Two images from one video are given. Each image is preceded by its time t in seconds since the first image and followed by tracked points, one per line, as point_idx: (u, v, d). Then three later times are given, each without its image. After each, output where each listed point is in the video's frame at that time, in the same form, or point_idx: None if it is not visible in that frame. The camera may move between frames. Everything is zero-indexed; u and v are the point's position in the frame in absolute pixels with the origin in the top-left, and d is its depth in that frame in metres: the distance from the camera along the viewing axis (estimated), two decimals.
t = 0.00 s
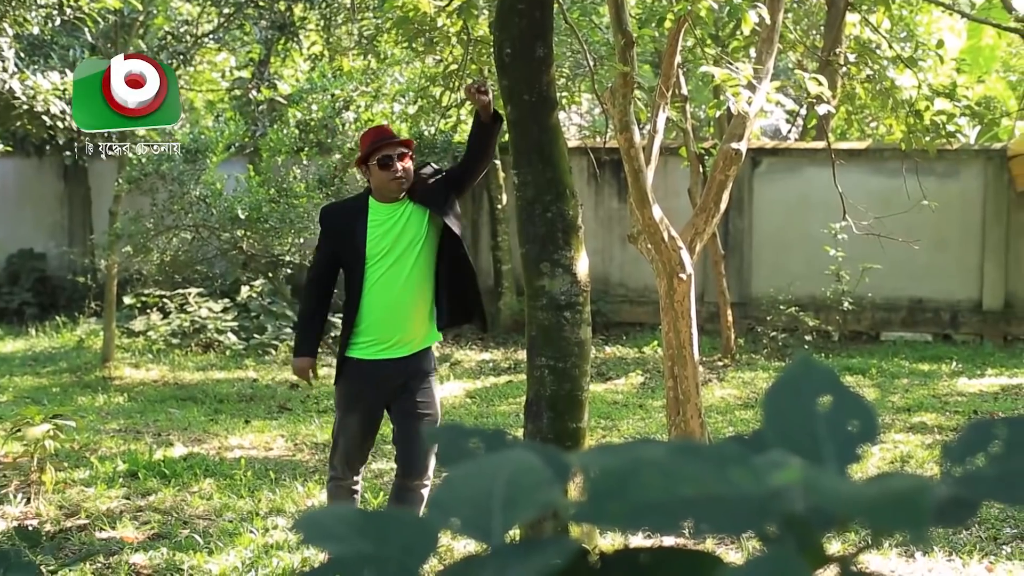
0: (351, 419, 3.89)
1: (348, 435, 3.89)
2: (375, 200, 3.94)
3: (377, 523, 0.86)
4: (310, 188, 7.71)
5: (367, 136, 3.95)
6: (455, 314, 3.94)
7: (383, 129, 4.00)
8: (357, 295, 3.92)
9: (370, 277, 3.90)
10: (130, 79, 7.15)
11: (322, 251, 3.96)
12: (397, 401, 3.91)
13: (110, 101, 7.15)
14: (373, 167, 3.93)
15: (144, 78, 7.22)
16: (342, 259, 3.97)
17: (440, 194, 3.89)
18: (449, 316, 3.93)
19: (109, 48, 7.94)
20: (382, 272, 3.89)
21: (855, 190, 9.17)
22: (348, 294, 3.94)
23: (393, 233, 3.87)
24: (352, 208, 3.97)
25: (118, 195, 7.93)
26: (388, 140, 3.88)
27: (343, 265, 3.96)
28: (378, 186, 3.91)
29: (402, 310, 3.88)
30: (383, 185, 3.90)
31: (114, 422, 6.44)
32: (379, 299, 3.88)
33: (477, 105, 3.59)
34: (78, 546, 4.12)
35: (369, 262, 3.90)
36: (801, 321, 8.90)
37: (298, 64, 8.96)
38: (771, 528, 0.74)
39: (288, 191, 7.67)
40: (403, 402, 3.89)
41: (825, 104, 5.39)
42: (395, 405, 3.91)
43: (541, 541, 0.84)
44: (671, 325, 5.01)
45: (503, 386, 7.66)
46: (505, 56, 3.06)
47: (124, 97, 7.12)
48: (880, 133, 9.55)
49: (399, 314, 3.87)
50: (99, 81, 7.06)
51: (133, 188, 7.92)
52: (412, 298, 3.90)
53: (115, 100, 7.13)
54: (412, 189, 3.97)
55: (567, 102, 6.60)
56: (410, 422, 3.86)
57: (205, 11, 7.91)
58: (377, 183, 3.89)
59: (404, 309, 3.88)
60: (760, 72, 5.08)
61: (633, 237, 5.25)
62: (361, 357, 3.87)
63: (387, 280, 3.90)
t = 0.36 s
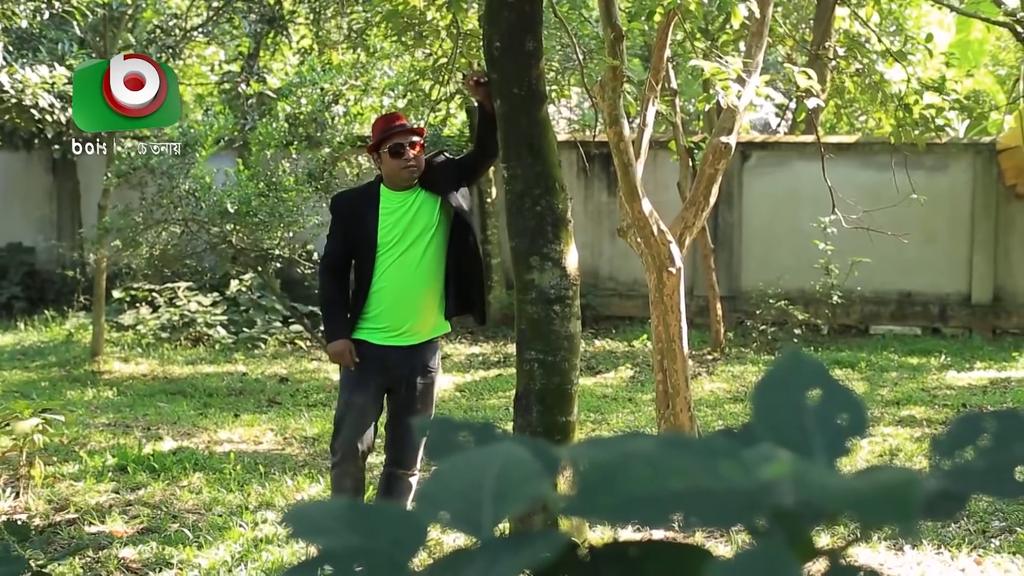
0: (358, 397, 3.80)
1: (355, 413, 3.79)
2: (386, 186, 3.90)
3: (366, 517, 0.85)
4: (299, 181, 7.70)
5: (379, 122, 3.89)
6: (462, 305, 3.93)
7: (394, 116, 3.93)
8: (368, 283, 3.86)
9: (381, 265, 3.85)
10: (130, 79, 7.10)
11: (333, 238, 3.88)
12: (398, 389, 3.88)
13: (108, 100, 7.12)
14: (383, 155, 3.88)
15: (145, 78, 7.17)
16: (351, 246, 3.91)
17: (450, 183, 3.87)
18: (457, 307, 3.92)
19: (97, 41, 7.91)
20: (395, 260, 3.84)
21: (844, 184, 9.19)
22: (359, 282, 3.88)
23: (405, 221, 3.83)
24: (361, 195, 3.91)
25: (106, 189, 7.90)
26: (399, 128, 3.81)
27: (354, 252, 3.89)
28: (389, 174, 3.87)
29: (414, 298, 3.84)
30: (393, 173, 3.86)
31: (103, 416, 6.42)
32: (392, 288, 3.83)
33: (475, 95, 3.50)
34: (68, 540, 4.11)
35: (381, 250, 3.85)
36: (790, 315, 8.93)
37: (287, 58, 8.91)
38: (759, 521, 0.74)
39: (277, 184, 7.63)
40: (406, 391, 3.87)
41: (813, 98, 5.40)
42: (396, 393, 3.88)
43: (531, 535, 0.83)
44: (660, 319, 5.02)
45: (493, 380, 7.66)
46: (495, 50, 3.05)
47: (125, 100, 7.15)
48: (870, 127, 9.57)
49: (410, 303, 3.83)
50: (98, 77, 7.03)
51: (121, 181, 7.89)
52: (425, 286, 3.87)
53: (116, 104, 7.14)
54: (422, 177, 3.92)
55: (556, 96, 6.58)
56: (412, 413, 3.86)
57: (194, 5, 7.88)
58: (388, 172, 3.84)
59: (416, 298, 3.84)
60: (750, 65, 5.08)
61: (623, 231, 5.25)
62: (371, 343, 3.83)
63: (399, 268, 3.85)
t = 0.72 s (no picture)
0: (359, 398, 3.75)
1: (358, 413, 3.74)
2: (382, 183, 3.88)
3: (354, 513, 0.85)
4: (287, 176, 7.67)
5: (374, 118, 3.84)
6: (461, 300, 3.95)
7: (390, 112, 3.88)
8: (365, 280, 3.83)
9: (380, 262, 3.82)
10: (129, 78, 7.46)
11: (328, 234, 3.83)
12: (395, 389, 3.91)
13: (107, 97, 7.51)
14: (378, 151, 3.83)
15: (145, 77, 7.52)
16: (346, 243, 3.86)
17: (449, 179, 3.85)
18: (458, 304, 3.94)
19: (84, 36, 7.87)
20: (394, 256, 3.81)
21: (833, 179, 9.21)
22: (356, 279, 3.84)
23: (403, 218, 3.81)
24: (356, 191, 3.87)
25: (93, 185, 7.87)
26: (396, 125, 3.78)
27: (349, 249, 3.85)
28: (385, 170, 3.83)
29: (414, 295, 3.83)
30: (389, 170, 3.81)
31: (92, 412, 6.40)
32: (392, 284, 3.81)
33: (464, 92, 3.51)
34: (55, 536, 4.09)
35: (380, 246, 3.82)
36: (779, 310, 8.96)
37: (275, 53, 8.87)
38: (746, 514, 0.74)
39: (265, 180, 7.62)
40: (402, 390, 3.90)
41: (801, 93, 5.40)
42: (393, 392, 3.90)
43: (518, 531, 0.83)
44: (648, 314, 5.01)
45: (481, 375, 7.66)
46: (483, 45, 3.04)
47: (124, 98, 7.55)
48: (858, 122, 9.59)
49: (411, 300, 3.83)
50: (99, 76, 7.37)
51: (108, 177, 7.85)
52: (423, 284, 3.86)
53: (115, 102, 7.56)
54: (418, 173, 3.90)
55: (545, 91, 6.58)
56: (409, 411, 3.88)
57: None
58: (383, 168, 3.80)
59: (416, 295, 3.83)
60: (738, 61, 5.08)
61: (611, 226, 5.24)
62: (369, 341, 3.81)
63: (399, 265, 3.83)
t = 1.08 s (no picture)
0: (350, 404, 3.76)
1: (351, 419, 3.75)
2: (367, 179, 3.85)
3: (343, 511, 0.85)
4: (277, 173, 7.77)
5: (359, 111, 3.80)
6: (445, 296, 3.97)
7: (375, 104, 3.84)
8: (355, 278, 3.79)
9: (369, 260, 3.80)
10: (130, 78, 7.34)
11: (316, 233, 3.74)
12: (387, 387, 3.90)
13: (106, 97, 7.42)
14: (362, 145, 3.81)
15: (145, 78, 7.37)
16: (333, 241, 3.79)
17: (436, 176, 3.86)
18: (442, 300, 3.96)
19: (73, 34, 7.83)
20: (384, 254, 3.80)
21: (823, 176, 9.23)
22: (343, 278, 3.79)
23: (391, 215, 3.81)
24: (340, 188, 3.82)
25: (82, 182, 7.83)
26: (381, 120, 3.74)
27: (337, 246, 3.80)
28: (370, 165, 3.81)
29: (403, 293, 3.84)
30: (374, 165, 3.79)
31: (81, 410, 6.37)
32: (381, 283, 3.81)
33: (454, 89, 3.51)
34: (45, 534, 4.08)
35: (370, 244, 3.79)
36: (768, 307, 8.98)
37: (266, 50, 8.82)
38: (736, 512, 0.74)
39: (256, 177, 7.68)
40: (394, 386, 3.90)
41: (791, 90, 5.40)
42: (386, 390, 3.90)
43: (508, 528, 0.83)
44: (639, 311, 5.02)
45: (471, 373, 7.65)
46: (473, 42, 3.03)
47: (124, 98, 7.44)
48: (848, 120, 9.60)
49: (400, 298, 3.83)
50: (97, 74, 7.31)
51: (98, 174, 7.82)
52: (411, 281, 3.87)
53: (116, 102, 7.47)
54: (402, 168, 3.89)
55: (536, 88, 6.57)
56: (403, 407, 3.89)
57: None
58: (368, 163, 3.78)
59: (404, 293, 3.84)
60: (728, 58, 5.08)
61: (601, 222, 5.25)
62: (358, 341, 3.79)
63: (387, 263, 3.82)
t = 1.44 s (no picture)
0: (338, 407, 3.80)
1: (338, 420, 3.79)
2: (349, 177, 3.85)
3: (335, 507, 0.85)
4: (267, 172, 7.61)
5: (335, 110, 3.81)
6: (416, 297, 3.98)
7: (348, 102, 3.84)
8: (343, 278, 3.79)
9: (355, 259, 3.79)
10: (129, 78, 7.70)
11: (303, 235, 3.74)
12: (381, 381, 3.86)
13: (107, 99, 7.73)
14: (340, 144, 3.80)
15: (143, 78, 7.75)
16: (319, 242, 3.79)
17: (422, 174, 3.87)
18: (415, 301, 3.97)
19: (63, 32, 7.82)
20: (370, 254, 3.79)
21: (814, 174, 9.25)
22: (330, 278, 3.80)
23: (376, 213, 3.80)
24: (324, 188, 3.82)
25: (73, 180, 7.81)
26: (357, 116, 3.73)
27: (323, 246, 3.80)
28: (349, 164, 3.80)
29: (393, 290, 3.83)
30: (353, 163, 3.79)
31: (72, 408, 6.35)
32: (370, 281, 3.80)
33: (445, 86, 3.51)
34: (36, 533, 4.06)
35: (355, 244, 3.79)
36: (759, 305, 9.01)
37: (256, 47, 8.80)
38: (727, 510, 0.74)
39: (246, 175, 7.57)
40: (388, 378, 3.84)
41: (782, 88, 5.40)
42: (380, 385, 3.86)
43: (498, 526, 0.82)
44: (630, 310, 5.02)
45: (462, 371, 7.65)
46: (464, 40, 3.03)
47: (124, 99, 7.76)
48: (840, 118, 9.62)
49: (389, 295, 3.81)
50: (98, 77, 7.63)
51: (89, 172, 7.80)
52: (399, 277, 3.85)
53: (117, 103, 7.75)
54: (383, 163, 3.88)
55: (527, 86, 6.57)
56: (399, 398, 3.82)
57: None
58: (346, 160, 3.77)
59: (394, 290, 3.82)
60: (719, 56, 5.08)
61: (592, 220, 5.25)
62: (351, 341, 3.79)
63: (374, 261, 3.81)
